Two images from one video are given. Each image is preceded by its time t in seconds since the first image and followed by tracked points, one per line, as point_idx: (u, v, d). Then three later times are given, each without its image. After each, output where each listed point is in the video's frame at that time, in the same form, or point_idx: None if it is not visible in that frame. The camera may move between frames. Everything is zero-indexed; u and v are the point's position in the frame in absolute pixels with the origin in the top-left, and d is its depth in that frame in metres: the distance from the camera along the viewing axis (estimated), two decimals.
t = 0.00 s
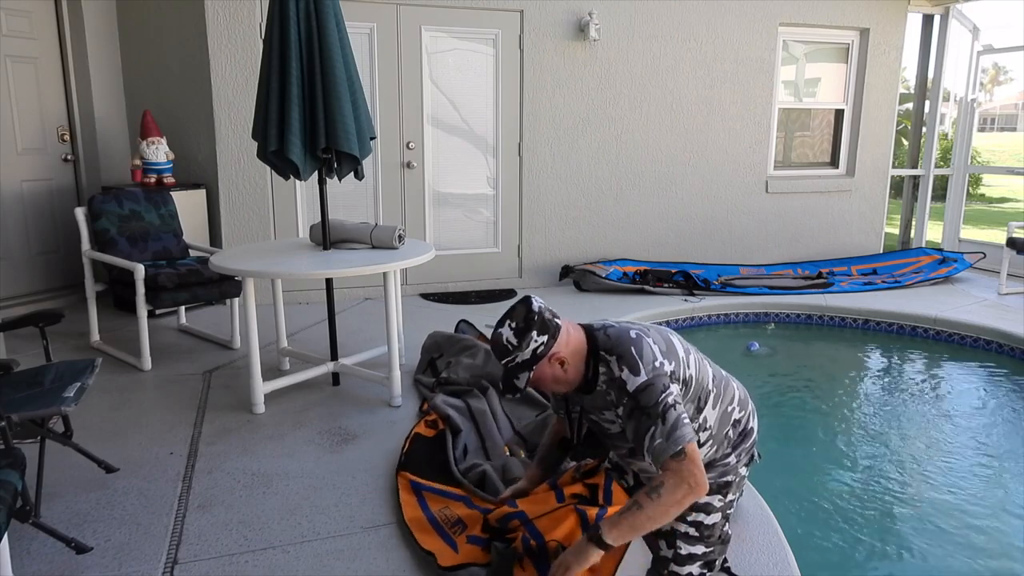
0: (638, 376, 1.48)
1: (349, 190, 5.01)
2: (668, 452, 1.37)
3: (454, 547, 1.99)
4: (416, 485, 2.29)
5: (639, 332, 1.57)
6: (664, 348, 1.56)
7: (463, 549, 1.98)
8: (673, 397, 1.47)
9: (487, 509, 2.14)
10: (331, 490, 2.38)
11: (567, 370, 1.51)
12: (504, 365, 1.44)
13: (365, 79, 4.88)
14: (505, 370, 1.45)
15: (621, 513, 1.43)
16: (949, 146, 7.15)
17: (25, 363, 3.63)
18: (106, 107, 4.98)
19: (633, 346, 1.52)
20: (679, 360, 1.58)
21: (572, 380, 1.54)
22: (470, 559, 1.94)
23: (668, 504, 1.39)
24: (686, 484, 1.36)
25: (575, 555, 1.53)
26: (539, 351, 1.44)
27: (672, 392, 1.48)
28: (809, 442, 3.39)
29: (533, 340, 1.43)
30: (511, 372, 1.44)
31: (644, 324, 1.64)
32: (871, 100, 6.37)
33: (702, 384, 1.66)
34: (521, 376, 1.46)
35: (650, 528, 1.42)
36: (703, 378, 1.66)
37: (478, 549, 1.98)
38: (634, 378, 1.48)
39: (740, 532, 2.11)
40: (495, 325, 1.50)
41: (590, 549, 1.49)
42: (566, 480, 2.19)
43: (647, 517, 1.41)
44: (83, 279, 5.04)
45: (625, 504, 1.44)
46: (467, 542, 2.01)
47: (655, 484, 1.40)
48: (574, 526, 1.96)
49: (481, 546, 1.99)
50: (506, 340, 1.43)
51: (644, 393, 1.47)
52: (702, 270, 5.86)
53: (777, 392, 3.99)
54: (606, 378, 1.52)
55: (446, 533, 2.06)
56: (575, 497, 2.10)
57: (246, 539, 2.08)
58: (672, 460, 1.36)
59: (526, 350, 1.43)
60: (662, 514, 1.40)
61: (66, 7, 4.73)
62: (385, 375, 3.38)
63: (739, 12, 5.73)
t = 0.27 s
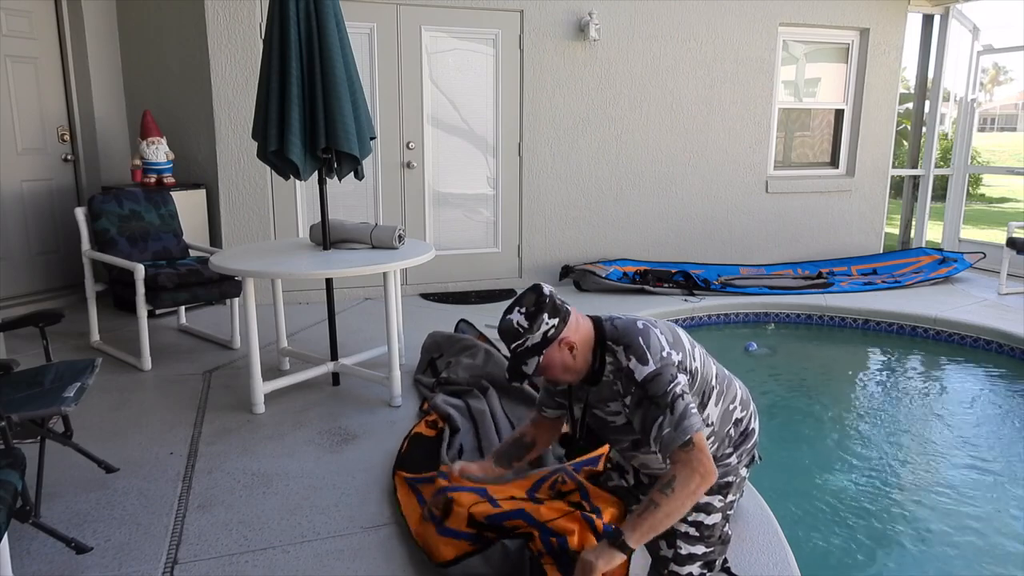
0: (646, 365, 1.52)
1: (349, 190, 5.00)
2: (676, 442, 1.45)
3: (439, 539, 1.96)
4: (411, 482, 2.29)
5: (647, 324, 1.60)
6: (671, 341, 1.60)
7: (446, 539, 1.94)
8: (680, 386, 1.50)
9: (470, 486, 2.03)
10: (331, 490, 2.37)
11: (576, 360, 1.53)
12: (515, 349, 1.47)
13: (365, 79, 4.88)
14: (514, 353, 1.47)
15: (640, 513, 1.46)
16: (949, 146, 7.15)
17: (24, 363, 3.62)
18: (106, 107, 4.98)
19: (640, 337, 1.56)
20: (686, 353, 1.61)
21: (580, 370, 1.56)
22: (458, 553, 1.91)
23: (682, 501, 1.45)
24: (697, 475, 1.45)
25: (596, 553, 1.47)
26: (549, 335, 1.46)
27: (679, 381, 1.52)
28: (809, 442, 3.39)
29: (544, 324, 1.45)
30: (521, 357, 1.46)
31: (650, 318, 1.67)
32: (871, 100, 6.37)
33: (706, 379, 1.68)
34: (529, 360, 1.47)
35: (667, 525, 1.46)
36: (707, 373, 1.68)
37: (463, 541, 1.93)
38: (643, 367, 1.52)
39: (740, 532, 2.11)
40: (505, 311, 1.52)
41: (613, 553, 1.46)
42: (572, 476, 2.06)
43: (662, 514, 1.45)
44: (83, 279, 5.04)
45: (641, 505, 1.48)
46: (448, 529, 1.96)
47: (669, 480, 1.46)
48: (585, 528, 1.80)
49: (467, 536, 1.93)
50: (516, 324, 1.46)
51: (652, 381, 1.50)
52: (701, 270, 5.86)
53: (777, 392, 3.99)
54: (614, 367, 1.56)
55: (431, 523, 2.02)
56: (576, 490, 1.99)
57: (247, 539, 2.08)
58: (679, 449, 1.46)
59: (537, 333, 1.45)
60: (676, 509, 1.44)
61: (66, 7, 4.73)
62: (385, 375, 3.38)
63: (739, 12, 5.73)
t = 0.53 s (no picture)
0: (641, 369, 1.52)
1: (349, 190, 5.00)
2: (672, 448, 1.45)
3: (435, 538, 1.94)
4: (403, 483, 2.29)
5: (640, 328, 1.60)
6: (665, 344, 1.60)
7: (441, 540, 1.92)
8: (675, 390, 1.50)
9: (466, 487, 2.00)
10: (331, 490, 2.38)
11: (572, 366, 1.54)
12: (510, 358, 1.48)
13: (365, 79, 4.88)
14: (509, 362, 1.48)
15: (638, 518, 1.47)
16: (949, 146, 7.15)
17: (24, 363, 3.62)
18: (106, 107, 4.98)
19: (634, 341, 1.56)
20: (681, 356, 1.61)
21: (576, 376, 1.57)
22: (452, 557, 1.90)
23: (680, 504, 1.45)
24: (694, 479, 1.45)
25: (598, 560, 1.50)
26: (544, 344, 1.48)
27: (675, 385, 1.52)
28: (808, 442, 3.39)
29: (539, 333, 1.47)
30: (516, 365, 1.48)
31: (645, 322, 1.67)
32: (871, 100, 6.37)
33: (703, 380, 1.68)
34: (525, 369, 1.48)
35: (665, 529, 1.47)
36: (704, 375, 1.68)
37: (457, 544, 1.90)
38: (638, 372, 1.52)
39: (740, 532, 2.11)
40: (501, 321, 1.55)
41: (614, 558, 1.48)
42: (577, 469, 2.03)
43: (661, 518, 1.45)
44: (83, 279, 5.04)
45: (639, 511, 1.48)
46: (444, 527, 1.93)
47: (667, 484, 1.46)
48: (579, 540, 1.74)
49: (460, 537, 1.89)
50: (511, 332, 1.48)
51: (647, 386, 1.50)
52: (701, 270, 5.86)
53: (777, 392, 3.99)
54: (609, 373, 1.56)
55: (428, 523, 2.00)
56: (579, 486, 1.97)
57: (247, 539, 2.08)
58: (675, 454, 1.46)
59: (532, 342, 1.47)
60: (674, 513, 1.45)
61: (66, 7, 4.73)
62: (385, 375, 3.38)
63: (739, 12, 5.73)
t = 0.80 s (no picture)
0: (639, 372, 1.53)
1: (349, 190, 5.00)
2: (667, 453, 1.46)
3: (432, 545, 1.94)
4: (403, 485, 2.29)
5: (638, 330, 1.61)
6: (663, 345, 1.60)
7: (438, 547, 1.93)
8: (673, 393, 1.51)
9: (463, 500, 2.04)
10: (331, 490, 2.38)
11: (571, 367, 1.54)
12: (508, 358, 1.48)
13: (365, 79, 4.88)
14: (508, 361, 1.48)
15: (635, 522, 1.47)
16: (949, 146, 7.15)
17: (24, 363, 3.62)
18: (106, 107, 4.98)
19: (632, 342, 1.57)
20: (679, 357, 1.62)
21: (574, 376, 1.57)
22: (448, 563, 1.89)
23: (676, 509, 1.46)
24: (689, 484, 1.46)
25: (593, 564, 1.49)
26: (543, 345, 1.47)
27: (672, 388, 1.52)
28: (808, 442, 3.39)
29: (539, 334, 1.46)
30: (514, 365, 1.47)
31: (643, 323, 1.67)
32: (871, 100, 6.37)
33: (701, 382, 1.68)
34: (523, 369, 1.48)
35: (660, 533, 1.47)
36: (702, 376, 1.68)
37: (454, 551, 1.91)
38: (636, 374, 1.52)
39: (740, 532, 2.11)
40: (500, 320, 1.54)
41: (611, 562, 1.47)
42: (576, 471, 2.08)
43: (657, 523, 1.46)
44: (83, 279, 5.04)
45: (634, 514, 1.48)
46: (441, 536, 1.95)
47: (663, 490, 1.46)
48: (573, 545, 1.79)
49: (456, 545, 1.92)
50: (511, 332, 1.47)
51: (645, 388, 1.51)
52: (701, 270, 5.86)
53: (777, 392, 3.99)
54: (607, 373, 1.56)
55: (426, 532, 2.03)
56: (579, 488, 2.02)
57: (247, 539, 2.08)
58: (671, 459, 1.46)
59: (531, 343, 1.46)
60: (671, 517, 1.46)
61: (66, 7, 4.73)
62: (385, 375, 3.38)
63: (739, 12, 5.73)
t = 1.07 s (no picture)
0: (644, 371, 1.53)
1: (349, 190, 5.01)
2: (672, 453, 1.46)
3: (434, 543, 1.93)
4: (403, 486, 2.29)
5: (641, 329, 1.61)
6: (665, 344, 1.61)
7: (438, 546, 1.92)
8: (676, 393, 1.52)
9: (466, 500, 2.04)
10: (331, 490, 2.38)
11: (575, 365, 1.54)
12: (514, 354, 1.46)
13: (365, 79, 4.88)
14: (513, 356, 1.47)
15: (640, 524, 1.47)
16: (950, 146, 7.15)
17: (24, 363, 3.63)
18: (106, 107, 4.98)
19: (636, 341, 1.57)
20: (681, 356, 1.62)
21: (578, 375, 1.57)
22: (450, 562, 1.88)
23: (681, 509, 1.47)
24: (692, 486, 1.48)
25: (598, 564, 1.47)
26: (550, 340, 1.47)
27: (676, 388, 1.53)
28: (808, 442, 3.39)
29: (546, 329, 1.46)
30: (521, 360, 1.46)
31: (645, 321, 1.68)
32: (871, 100, 6.37)
33: (701, 380, 1.68)
34: (529, 364, 1.47)
35: (663, 535, 1.47)
36: (702, 375, 1.69)
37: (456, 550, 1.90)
38: (640, 373, 1.53)
39: (740, 532, 2.11)
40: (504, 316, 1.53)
41: (617, 563, 1.46)
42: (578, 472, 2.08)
43: (662, 524, 1.47)
44: (83, 279, 5.04)
45: (638, 515, 1.49)
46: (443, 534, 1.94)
47: (668, 491, 1.47)
48: (577, 545, 1.78)
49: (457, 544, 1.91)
50: (518, 327, 1.46)
51: (649, 388, 1.52)
52: (702, 270, 5.85)
53: (777, 392, 3.99)
54: (611, 371, 1.56)
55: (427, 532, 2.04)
56: (581, 489, 2.03)
57: (247, 539, 2.08)
58: (676, 460, 1.47)
59: (538, 338, 1.46)
60: (675, 519, 1.47)
61: (66, 7, 4.73)
62: (385, 375, 3.38)
63: (739, 12, 5.73)
